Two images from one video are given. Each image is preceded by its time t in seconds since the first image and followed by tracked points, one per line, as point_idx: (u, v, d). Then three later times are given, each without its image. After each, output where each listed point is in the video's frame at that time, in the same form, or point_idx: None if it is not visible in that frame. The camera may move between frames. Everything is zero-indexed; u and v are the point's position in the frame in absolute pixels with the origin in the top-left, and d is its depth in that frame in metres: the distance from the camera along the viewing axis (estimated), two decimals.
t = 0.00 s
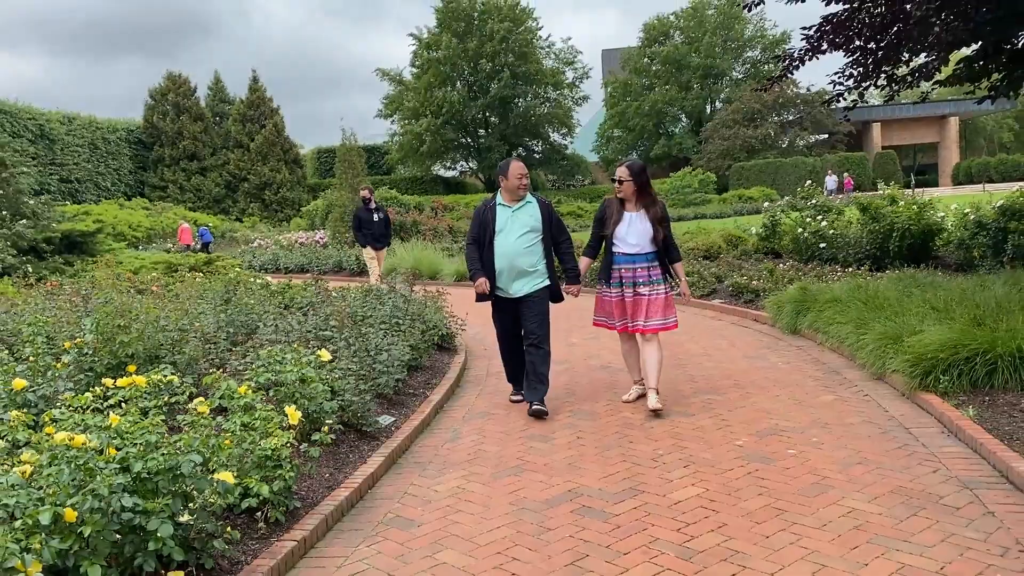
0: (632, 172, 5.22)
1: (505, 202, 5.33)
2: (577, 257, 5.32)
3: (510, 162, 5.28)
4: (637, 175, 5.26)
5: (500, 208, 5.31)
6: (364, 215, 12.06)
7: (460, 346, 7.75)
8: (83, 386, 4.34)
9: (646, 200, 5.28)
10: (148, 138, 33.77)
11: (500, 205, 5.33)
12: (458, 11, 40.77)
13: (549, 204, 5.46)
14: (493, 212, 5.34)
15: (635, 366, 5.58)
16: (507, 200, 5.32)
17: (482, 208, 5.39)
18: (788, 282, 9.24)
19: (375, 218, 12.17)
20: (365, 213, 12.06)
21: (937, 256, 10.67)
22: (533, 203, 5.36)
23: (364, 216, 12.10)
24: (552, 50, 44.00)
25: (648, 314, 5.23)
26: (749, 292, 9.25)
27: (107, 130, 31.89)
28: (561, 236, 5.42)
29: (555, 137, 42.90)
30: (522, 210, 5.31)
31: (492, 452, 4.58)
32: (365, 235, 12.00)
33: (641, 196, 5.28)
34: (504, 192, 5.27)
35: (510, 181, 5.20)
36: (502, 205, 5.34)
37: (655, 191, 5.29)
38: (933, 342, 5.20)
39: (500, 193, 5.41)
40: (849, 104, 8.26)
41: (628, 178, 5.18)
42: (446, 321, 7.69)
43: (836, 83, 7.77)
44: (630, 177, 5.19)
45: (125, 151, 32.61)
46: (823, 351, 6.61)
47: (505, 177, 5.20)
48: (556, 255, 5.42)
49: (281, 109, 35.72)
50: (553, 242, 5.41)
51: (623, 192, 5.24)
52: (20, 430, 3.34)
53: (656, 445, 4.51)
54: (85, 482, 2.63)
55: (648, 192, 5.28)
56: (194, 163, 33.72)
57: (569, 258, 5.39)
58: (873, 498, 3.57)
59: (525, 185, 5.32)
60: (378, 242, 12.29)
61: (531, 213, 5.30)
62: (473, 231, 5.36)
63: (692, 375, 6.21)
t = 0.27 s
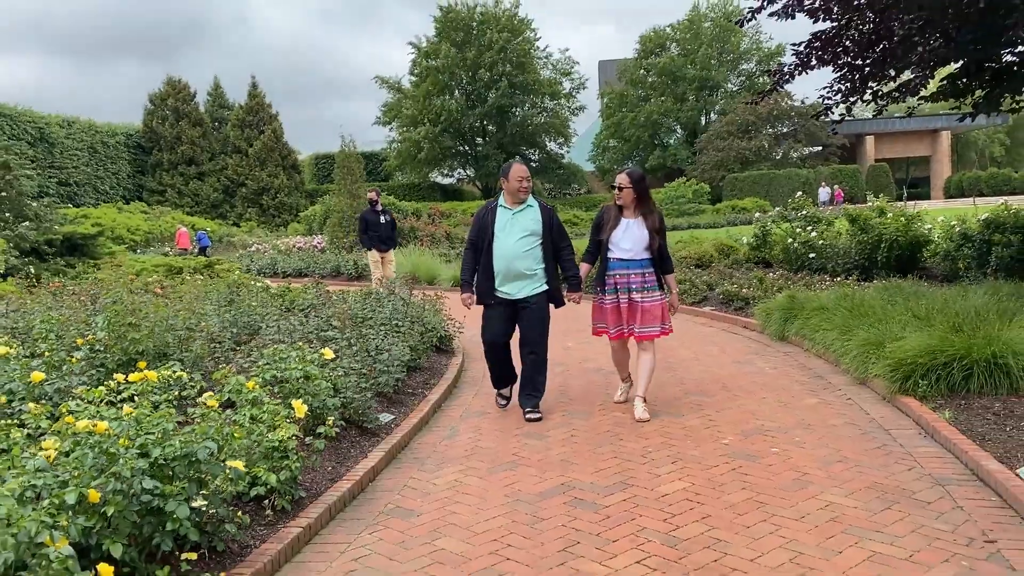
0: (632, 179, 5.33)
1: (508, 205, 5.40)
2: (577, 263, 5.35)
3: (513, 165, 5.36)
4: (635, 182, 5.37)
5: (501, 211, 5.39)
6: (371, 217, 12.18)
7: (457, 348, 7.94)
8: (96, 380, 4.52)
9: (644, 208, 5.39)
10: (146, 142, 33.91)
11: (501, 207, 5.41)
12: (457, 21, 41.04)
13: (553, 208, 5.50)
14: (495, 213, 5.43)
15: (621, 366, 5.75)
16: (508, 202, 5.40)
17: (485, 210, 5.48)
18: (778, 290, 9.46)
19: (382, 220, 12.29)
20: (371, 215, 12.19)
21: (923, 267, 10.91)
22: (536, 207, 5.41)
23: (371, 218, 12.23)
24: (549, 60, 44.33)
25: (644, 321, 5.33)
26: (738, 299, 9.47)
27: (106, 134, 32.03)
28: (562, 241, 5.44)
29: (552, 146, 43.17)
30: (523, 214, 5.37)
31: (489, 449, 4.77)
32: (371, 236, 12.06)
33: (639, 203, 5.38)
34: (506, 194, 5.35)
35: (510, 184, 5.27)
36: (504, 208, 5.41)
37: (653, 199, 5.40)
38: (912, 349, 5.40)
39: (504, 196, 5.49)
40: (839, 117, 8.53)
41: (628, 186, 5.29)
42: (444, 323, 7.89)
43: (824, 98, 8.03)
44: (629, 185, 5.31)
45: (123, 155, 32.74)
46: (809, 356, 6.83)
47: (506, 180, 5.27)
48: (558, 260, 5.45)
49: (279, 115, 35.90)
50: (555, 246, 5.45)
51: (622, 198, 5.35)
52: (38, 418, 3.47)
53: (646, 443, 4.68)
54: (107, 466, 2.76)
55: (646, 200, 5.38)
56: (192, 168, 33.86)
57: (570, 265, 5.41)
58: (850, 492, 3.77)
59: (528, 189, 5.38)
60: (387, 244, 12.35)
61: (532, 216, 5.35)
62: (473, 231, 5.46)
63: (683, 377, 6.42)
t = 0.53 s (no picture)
0: (628, 186, 5.45)
1: (498, 211, 5.34)
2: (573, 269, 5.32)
3: (502, 170, 5.29)
4: (631, 189, 5.48)
5: (492, 218, 5.31)
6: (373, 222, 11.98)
7: (451, 350, 8.12)
8: (106, 373, 4.67)
9: (638, 214, 5.50)
10: (137, 145, 33.97)
11: (492, 214, 5.34)
12: (450, 28, 41.27)
13: (543, 214, 5.46)
14: (485, 220, 5.35)
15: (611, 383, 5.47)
16: (498, 209, 5.33)
17: (474, 216, 5.39)
18: (765, 297, 9.68)
19: (385, 226, 12.24)
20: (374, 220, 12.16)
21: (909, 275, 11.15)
22: (526, 214, 5.36)
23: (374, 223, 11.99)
24: (542, 67, 44.60)
25: (640, 326, 5.49)
26: (726, 305, 9.69)
27: (97, 137, 32.07)
28: (555, 246, 5.40)
29: (544, 153, 43.41)
30: (514, 220, 5.31)
31: (484, 445, 4.93)
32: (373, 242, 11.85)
33: (634, 210, 5.49)
34: (497, 201, 5.27)
35: (499, 191, 5.19)
36: (495, 214, 5.33)
37: (647, 207, 5.53)
38: (892, 353, 5.62)
39: (492, 202, 5.41)
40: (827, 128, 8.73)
41: (625, 192, 5.40)
42: (440, 327, 8.06)
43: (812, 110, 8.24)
44: (626, 191, 5.42)
45: (114, 158, 32.78)
46: (795, 360, 7.04)
47: (498, 186, 5.19)
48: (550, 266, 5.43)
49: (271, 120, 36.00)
50: (547, 252, 5.41)
51: (619, 205, 5.45)
52: (58, 405, 3.62)
53: (634, 441, 4.86)
54: (127, 451, 2.92)
55: (641, 207, 5.50)
56: (183, 171, 33.92)
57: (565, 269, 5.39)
58: (829, 486, 3.98)
59: (517, 195, 5.32)
60: (388, 249, 12.35)
61: (523, 223, 5.31)
62: (464, 238, 5.39)
63: (671, 380, 6.61)
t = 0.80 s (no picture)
0: (623, 198, 5.34)
1: (482, 222, 5.28)
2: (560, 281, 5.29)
3: (485, 182, 5.23)
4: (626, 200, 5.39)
5: (476, 229, 5.26)
6: (381, 228, 11.84)
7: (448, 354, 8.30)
8: (120, 373, 4.84)
9: (632, 227, 5.42)
10: (129, 148, 34.00)
11: (476, 226, 5.28)
12: (442, 34, 41.51)
13: (526, 224, 5.44)
14: (469, 232, 5.30)
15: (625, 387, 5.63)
16: (483, 220, 5.27)
17: (459, 227, 5.32)
18: (752, 304, 9.93)
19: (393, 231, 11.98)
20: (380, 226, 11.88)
21: (893, 284, 11.43)
22: (510, 223, 5.33)
23: (381, 229, 11.87)
24: (534, 74, 44.90)
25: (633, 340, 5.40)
26: (715, 312, 9.93)
27: (89, 140, 32.09)
28: (538, 257, 5.43)
29: (535, 160, 43.67)
30: (499, 231, 5.26)
31: (482, 446, 5.12)
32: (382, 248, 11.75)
33: (628, 222, 5.39)
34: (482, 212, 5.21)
35: (478, 202, 5.14)
36: (479, 225, 5.29)
37: (641, 219, 5.45)
38: (874, 358, 5.84)
39: (476, 212, 5.37)
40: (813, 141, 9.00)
41: (621, 204, 5.30)
42: (436, 333, 8.24)
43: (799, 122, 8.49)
44: (622, 203, 5.32)
45: (105, 161, 32.80)
46: (781, 365, 7.27)
47: (482, 197, 5.14)
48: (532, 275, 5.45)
49: (263, 124, 36.10)
50: (530, 262, 5.41)
51: (614, 217, 5.34)
52: (81, 401, 3.80)
53: (627, 441, 5.06)
54: (152, 446, 3.08)
55: (634, 219, 5.42)
56: (174, 174, 33.95)
57: (547, 279, 5.43)
58: (812, 483, 4.20)
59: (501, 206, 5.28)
60: (399, 255, 12.04)
61: (509, 234, 5.27)
62: (449, 250, 5.32)
63: (662, 384, 6.83)
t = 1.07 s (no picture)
0: (609, 206, 5.46)
1: (466, 229, 5.26)
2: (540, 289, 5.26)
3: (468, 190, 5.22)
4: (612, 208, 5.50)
5: (460, 237, 5.24)
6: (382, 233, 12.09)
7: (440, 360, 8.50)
8: (126, 376, 5.01)
9: (619, 235, 5.52)
10: (118, 154, 34.00)
11: (460, 233, 5.26)
12: (432, 43, 41.77)
13: (510, 232, 5.41)
14: (453, 239, 5.26)
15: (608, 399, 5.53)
16: (466, 228, 5.25)
17: (442, 234, 5.30)
18: (737, 312, 10.18)
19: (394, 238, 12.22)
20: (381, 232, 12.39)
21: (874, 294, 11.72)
22: (494, 231, 5.30)
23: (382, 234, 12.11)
24: (523, 83, 45.23)
25: (616, 348, 5.42)
26: (700, 320, 10.18)
27: (78, 146, 32.07)
28: (521, 263, 5.36)
29: (524, 168, 43.95)
30: (482, 238, 5.24)
31: (474, 448, 5.30)
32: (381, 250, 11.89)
33: (615, 229, 5.50)
34: (466, 220, 5.19)
35: (459, 210, 5.12)
36: (463, 232, 5.26)
37: (628, 227, 5.55)
38: (851, 365, 6.08)
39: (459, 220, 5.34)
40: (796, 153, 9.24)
41: (607, 212, 5.41)
42: (429, 338, 8.44)
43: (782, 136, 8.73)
44: (607, 211, 5.43)
45: (94, 167, 32.78)
46: (763, 372, 7.51)
47: (466, 204, 5.13)
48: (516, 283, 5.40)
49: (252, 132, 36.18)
50: (513, 270, 5.36)
51: (600, 225, 5.46)
52: (92, 404, 3.96)
53: (614, 444, 5.26)
54: (166, 443, 3.25)
55: (621, 228, 5.53)
56: (163, 181, 33.96)
57: (529, 285, 5.35)
58: (789, 482, 4.43)
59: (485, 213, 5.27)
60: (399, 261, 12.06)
61: (492, 241, 5.24)
62: (432, 258, 5.27)
63: (647, 390, 7.04)
